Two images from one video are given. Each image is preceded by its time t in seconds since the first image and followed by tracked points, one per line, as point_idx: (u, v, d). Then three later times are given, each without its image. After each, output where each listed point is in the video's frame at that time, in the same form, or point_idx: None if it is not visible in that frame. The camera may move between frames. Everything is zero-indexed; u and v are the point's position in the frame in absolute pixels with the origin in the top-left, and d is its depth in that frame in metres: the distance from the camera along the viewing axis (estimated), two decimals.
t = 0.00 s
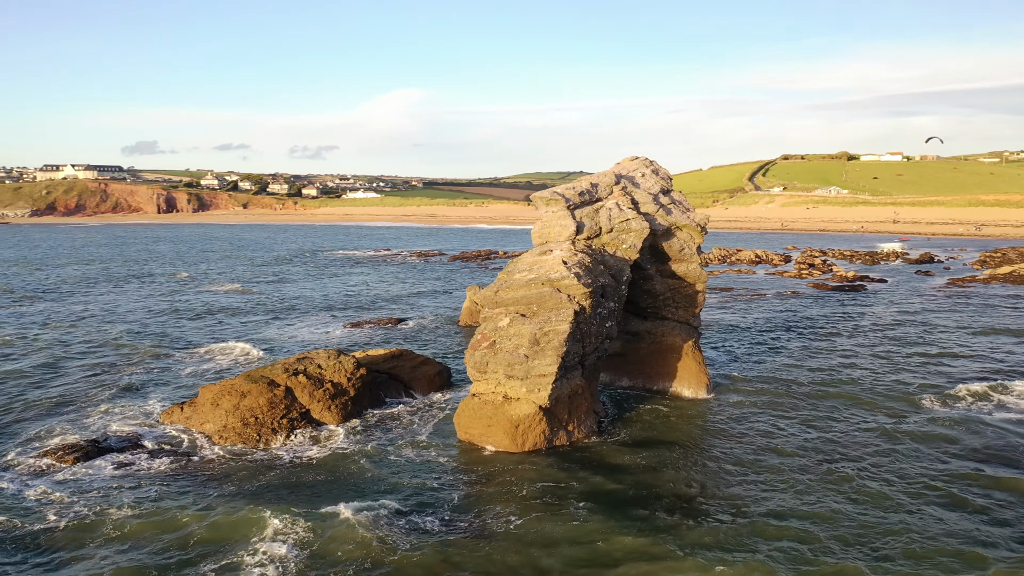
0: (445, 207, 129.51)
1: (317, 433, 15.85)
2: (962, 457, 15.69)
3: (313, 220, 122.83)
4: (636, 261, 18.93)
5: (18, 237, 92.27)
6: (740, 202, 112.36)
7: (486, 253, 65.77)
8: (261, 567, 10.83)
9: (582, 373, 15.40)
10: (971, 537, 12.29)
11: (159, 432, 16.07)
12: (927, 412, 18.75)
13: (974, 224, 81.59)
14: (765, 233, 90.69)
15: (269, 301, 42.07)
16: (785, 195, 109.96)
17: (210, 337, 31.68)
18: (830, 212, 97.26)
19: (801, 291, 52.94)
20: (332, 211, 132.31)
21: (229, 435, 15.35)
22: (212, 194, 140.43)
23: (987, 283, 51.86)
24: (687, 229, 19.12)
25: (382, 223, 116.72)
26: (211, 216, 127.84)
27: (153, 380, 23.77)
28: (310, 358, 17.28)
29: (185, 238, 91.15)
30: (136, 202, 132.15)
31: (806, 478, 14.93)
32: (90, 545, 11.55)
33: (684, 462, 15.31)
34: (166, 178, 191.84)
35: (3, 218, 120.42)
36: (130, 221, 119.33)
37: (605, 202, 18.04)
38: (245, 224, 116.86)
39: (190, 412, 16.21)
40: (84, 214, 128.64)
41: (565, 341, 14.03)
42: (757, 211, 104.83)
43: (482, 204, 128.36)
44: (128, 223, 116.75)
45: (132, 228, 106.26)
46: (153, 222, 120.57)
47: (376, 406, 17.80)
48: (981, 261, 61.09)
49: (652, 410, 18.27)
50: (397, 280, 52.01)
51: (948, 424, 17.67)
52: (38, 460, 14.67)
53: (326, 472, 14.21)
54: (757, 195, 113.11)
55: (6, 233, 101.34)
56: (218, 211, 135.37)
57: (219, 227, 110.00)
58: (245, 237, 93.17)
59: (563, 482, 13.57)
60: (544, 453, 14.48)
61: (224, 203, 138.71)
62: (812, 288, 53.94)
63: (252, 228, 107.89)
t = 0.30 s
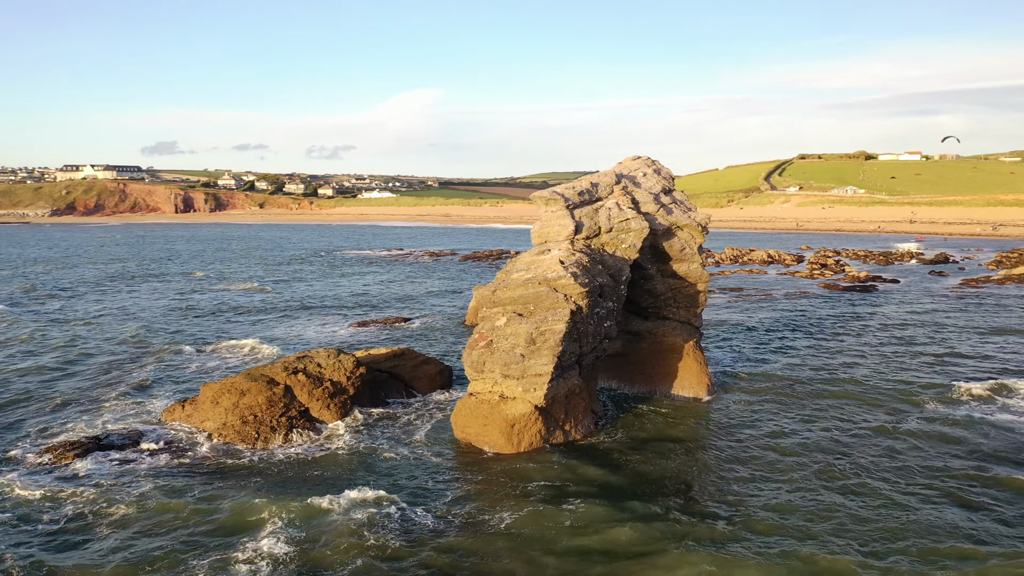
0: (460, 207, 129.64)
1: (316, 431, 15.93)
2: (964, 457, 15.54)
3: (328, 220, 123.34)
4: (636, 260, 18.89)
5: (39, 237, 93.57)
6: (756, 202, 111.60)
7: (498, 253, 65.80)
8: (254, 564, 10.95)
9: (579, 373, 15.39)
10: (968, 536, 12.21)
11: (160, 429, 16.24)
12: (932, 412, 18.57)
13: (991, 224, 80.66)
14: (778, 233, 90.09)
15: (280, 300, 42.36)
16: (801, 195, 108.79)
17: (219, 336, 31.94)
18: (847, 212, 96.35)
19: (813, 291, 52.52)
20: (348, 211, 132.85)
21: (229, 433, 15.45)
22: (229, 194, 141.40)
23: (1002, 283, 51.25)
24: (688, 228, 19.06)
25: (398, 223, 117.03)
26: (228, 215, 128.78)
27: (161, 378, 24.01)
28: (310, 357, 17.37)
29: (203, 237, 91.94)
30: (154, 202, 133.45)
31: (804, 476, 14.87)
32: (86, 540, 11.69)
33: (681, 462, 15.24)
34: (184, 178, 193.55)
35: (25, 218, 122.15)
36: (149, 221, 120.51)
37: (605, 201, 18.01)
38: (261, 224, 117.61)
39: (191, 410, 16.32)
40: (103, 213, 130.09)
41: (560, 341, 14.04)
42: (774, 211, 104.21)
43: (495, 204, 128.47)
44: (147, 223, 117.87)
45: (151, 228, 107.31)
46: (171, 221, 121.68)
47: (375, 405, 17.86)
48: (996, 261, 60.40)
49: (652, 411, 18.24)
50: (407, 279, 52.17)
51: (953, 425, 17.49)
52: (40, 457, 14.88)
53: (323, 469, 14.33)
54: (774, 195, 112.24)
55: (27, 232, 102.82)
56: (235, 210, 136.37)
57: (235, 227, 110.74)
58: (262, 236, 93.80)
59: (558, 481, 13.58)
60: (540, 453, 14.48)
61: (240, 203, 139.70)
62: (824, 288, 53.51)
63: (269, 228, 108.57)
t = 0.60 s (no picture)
0: (474, 207, 129.73)
1: (314, 430, 16.00)
2: (966, 458, 15.38)
3: (344, 220, 123.90)
4: (636, 260, 18.85)
5: (59, 236, 94.84)
6: (772, 202, 110.96)
7: (509, 253, 65.82)
8: (249, 560, 11.03)
9: (577, 372, 15.38)
10: (966, 536, 12.10)
11: (160, 427, 16.40)
12: (936, 412, 18.39)
13: (1009, 224, 79.74)
14: (791, 233, 89.47)
15: (290, 299, 42.60)
16: (818, 195, 107.83)
17: (228, 334, 32.20)
18: (865, 212, 95.53)
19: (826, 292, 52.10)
20: (364, 211, 133.36)
21: (228, 430, 15.59)
22: (245, 194, 142.31)
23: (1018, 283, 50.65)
24: (689, 228, 18.96)
25: (414, 223, 117.30)
26: (245, 215, 129.66)
27: (168, 376, 24.23)
28: (310, 355, 17.48)
29: (220, 237, 92.68)
30: (172, 202, 134.64)
31: (801, 476, 14.81)
32: (83, 534, 11.82)
33: (678, 460, 15.18)
34: (202, 178, 195.04)
35: (45, 217, 123.81)
36: (167, 221, 121.62)
37: (605, 200, 17.94)
38: (277, 224, 118.34)
39: (191, 407, 16.49)
40: (122, 213, 131.48)
41: (556, 341, 14.05)
42: (790, 211, 103.56)
43: (509, 203, 128.55)
44: (165, 222, 119.01)
45: (169, 228, 108.31)
46: (189, 221, 122.75)
47: (375, 404, 17.93)
48: (1013, 261, 59.70)
49: (652, 411, 18.19)
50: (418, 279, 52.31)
51: (956, 425, 17.33)
52: (44, 452, 15.08)
53: (320, 466, 14.41)
54: (790, 195, 111.43)
55: (48, 231, 104.23)
56: (251, 210, 137.29)
57: (251, 227, 111.50)
58: (277, 236, 94.41)
59: (552, 479, 13.58)
60: (535, 452, 14.48)
61: (257, 203, 140.69)
62: (837, 288, 53.08)
63: (285, 228, 109.25)
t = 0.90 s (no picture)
0: (488, 207, 129.70)
1: (312, 428, 16.12)
2: (970, 461, 15.14)
3: (359, 220, 124.26)
4: (637, 259, 18.80)
5: (79, 236, 96.11)
6: (788, 202, 110.16)
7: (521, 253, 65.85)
8: (241, 556, 11.08)
9: (574, 371, 15.37)
10: (964, 540, 11.91)
11: (162, 424, 16.56)
12: (942, 414, 18.13)
13: None
14: (805, 233, 88.78)
15: (300, 299, 42.80)
16: (834, 195, 106.90)
17: (238, 332, 32.46)
18: (883, 212, 94.74)
19: (839, 292, 51.63)
20: (379, 211, 133.65)
21: (228, 428, 15.71)
22: (262, 194, 143.09)
23: None
24: (689, 227, 18.90)
25: (428, 223, 117.47)
26: (262, 215, 130.49)
27: (176, 374, 24.48)
28: (310, 354, 17.59)
29: (236, 237, 93.36)
30: (190, 202, 135.72)
31: (800, 478, 14.65)
32: (78, 530, 11.95)
33: (677, 460, 15.10)
34: (220, 179, 196.54)
35: (65, 218, 125.39)
36: (185, 221, 122.66)
37: (605, 200, 17.92)
38: (293, 224, 118.95)
39: (192, 405, 16.65)
40: (140, 213, 132.79)
41: (553, 340, 14.06)
42: (805, 211, 102.78)
43: (522, 203, 128.60)
44: (182, 222, 120.06)
45: (186, 228, 109.28)
46: (206, 221, 123.73)
47: (375, 403, 18.01)
48: None
49: (652, 411, 18.12)
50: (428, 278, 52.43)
51: (962, 428, 17.06)
52: (46, 449, 15.28)
53: (317, 464, 14.47)
54: (805, 195, 110.51)
55: (68, 231, 105.59)
56: (268, 210, 138.18)
57: (267, 227, 112.19)
58: (293, 235, 94.95)
59: (546, 478, 13.57)
60: (531, 451, 14.47)
61: (273, 203, 141.50)
62: (849, 288, 52.62)
63: (301, 228, 109.82)
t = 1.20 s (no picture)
0: (502, 207, 129.85)
1: (311, 426, 16.27)
2: (975, 464, 14.86)
3: (373, 220, 124.59)
4: (637, 259, 18.76)
5: (98, 235, 97.44)
6: (802, 202, 109.15)
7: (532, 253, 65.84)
8: (233, 553, 11.16)
9: (572, 370, 15.37)
10: (962, 546, 11.68)
11: (163, 421, 16.73)
12: (946, 416, 17.88)
13: None
14: (819, 233, 88.12)
15: (310, 298, 43.01)
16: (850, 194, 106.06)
17: (247, 331, 32.69)
18: (898, 212, 93.31)
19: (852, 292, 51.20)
20: (394, 211, 134.01)
21: (227, 426, 15.92)
22: (278, 194, 143.81)
23: None
24: (690, 227, 18.84)
25: (442, 223, 117.63)
26: (277, 215, 131.34)
27: (183, 372, 24.69)
28: (310, 352, 17.73)
29: (252, 236, 94.08)
30: (207, 202, 136.72)
31: (797, 479, 14.47)
32: (75, 524, 12.10)
33: (675, 459, 15.05)
34: (237, 179, 198.05)
35: (85, 217, 127.11)
36: (204, 221, 123.81)
37: (605, 199, 17.90)
38: (308, 223, 119.55)
39: (193, 402, 16.85)
40: (158, 213, 134.16)
41: (548, 339, 14.07)
42: (819, 211, 101.89)
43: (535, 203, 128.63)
44: (201, 222, 121.12)
45: (204, 227, 110.37)
46: (223, 221, 124.75)
47: (375, 401, 18.14)
48: None
49: (652, 411, 18.08)
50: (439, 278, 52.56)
51: (966, 431, 16.79)
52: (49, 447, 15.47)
53: (313, 461, 14.55)
54: (820, 195, 109.34)
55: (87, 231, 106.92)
56: (284, 210, 138.99)
57: (283, 226, 112.87)
58: (308, 235, 95.49)
59: (542, 475, 13.61)
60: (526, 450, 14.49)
61: (289, 203, 142.26)
62: (859, 288, 52.37)
63: (316, 228, 110.34)
